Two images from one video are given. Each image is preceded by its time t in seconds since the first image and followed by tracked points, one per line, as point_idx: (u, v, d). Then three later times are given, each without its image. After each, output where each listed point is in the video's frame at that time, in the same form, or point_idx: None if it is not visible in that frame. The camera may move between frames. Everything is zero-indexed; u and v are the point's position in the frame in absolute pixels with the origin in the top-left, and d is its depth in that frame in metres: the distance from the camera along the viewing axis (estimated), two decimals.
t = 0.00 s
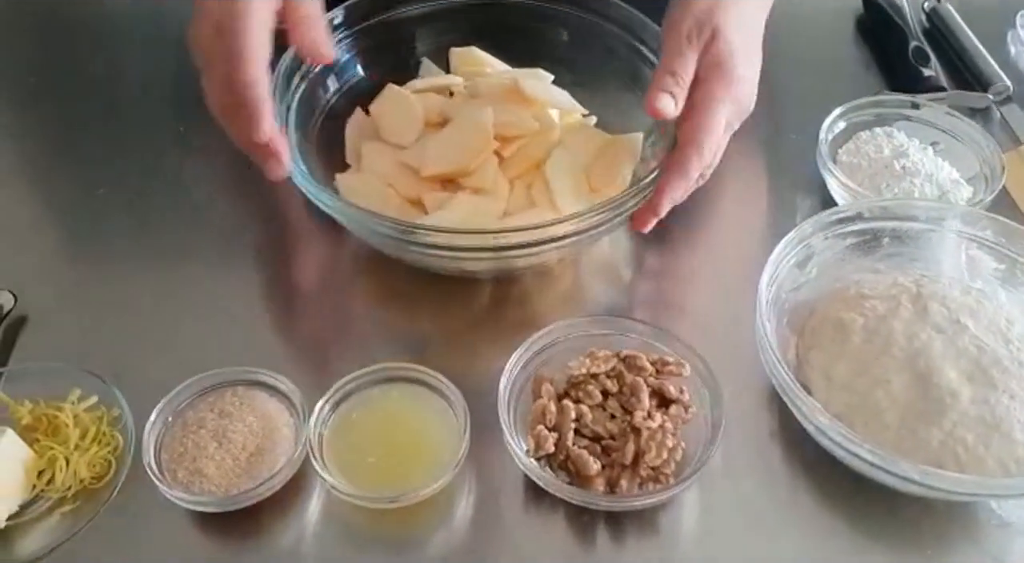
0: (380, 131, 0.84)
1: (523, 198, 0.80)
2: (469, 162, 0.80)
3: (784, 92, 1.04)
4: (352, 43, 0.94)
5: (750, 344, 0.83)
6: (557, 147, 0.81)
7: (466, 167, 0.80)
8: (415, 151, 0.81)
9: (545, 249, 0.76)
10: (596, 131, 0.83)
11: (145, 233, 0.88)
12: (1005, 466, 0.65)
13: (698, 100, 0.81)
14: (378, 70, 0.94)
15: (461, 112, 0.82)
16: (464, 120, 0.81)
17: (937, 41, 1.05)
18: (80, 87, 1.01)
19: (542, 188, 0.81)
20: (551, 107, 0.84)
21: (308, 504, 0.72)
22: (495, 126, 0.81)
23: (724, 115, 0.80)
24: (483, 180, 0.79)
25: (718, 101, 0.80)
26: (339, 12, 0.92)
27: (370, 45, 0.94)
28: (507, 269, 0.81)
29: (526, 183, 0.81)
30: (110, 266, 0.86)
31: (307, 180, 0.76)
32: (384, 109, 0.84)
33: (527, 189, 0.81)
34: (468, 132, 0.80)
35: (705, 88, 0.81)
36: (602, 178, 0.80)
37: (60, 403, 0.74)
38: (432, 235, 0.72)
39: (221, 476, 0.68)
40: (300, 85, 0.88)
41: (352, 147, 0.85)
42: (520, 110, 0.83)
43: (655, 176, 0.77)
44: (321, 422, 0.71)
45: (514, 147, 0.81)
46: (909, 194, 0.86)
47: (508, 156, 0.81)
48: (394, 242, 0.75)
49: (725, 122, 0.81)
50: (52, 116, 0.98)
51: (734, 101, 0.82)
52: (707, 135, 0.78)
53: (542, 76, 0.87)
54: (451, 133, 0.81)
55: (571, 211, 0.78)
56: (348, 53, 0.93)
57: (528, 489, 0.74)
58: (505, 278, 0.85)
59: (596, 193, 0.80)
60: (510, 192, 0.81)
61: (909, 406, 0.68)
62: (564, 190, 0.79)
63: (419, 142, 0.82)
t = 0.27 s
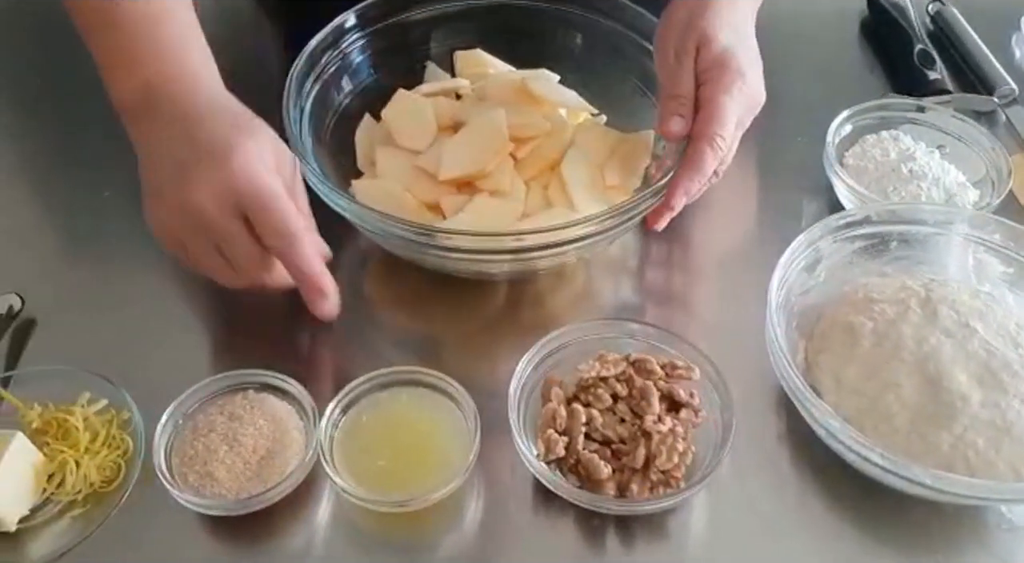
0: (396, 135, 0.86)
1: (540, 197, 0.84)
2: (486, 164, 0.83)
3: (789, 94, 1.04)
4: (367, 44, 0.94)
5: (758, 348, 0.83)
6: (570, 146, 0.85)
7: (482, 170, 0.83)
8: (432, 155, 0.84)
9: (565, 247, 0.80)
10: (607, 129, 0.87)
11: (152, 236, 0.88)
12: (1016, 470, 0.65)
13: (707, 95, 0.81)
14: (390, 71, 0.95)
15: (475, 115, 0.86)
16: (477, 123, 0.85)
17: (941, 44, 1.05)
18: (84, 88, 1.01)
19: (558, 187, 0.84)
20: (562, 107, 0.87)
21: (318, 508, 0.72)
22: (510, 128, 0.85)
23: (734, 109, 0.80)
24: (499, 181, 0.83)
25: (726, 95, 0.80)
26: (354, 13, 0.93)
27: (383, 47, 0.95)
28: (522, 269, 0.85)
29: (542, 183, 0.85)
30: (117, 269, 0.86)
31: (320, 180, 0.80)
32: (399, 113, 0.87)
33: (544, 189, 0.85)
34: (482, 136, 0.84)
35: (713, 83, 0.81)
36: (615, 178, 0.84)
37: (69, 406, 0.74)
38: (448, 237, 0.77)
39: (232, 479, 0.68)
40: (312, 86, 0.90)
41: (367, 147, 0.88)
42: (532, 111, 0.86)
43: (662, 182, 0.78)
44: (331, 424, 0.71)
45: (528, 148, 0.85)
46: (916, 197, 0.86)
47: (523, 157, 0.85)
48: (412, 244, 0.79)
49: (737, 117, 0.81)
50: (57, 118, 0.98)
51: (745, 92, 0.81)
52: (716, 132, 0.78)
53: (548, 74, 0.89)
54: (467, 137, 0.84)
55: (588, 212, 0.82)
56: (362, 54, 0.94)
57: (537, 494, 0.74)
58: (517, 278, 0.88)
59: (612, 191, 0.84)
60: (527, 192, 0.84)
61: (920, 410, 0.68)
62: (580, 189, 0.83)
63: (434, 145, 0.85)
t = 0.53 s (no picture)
0: (404, 134, 0.87)
1: (549, 197, 0.84)
2: (495, 164, 0.83)
3: (795, 94, 1.05)
4: (374, 43, 0.95)
5: (766, 348, 0.84)
6: (579, 145, 0.85)
7: (491, 169, 0.83)
8: (440, 155, 0.85)
9: (574, 248, 0.80)
10: (616, 129, 0.87)
11: (159, 236, 0.88)
12: None
13: (722, 97, 0.81)
14: (398, 70, 0.95)
15: (484, 115, 0.86)
16: (487, 123, 0.85)
17: (947, 43, 1.05)
18: (90, 89, 1.01)
19: (566, 186, 0.85)
20: (570, 106, 0.88)
21: (329, 507, 0.72)
22: (518, 127, 0.85)
23: (749, 110, 0.80)
24: (508, 181, 0.83)
25: (741, 97, 0.80)
26: (363, 12, 0.93)
27: (391, 46, 0.95)
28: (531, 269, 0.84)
29: (550, 182, 0.85)
30: (125, 268, 0.86)
31: (329, 178, 0.80)
32: (407, 112, 0.87)
33: (552, 188, 0.85)
34: (491, 136, 0.84)
35: (728, 85, 0.81)
36: (624, 179, 0.84)
37: (80, 407, 0.74)
38: (457, 237, 0.77)
39: (244, 479, 0.68)
40: (321, 84, 0.89)
41: (376, 146, 0.88)
42: (540, 110, 0.86)
43: (672, 183, 0.78)
44: (342, 423, 0.71)
45: (537, 147, 0.85)
46: (923, 197, 0.86)
47: (531, 157, 0.85)
48: (419, 243, 0.79)
49: (751, 118, 0.80)
50: (64, 118, 0.98)
51: (760, 94, 0.81)
52: (731, 132, 0.78)
53: (558, 75, 0.90)
54: (476, 136, 0.85)
55: (596, 212, 0.82)
56: (370, 53, 0.94)
57: (547, 494, 0.74)
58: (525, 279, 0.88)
59: (619, 191, 0.84)
60: (535, 191, 0.84)
61: (931, 410, 0.68)
62: (589, 189, 0.83)
63: (443, 145, 0.85)
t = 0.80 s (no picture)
0: (420, 134, 0.87)
1: (564, 197, 0.84)
2: (511, 164, 0.83)
3: (809, 94, 1.05)
4: (391, 43, 0.95)
5: (783, 349, 0.84)
6: (595, 146, 0.85)
7: (507, 169, 0.83)
8: (457, 154, 0.85)
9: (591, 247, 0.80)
10: (632, 130, 0.87)
11: (176, 237, 0.89)
12: None
13: (739, 99, 0.81)
14: (414, 70, 0.95)
15: (500, 115, 0.86)
16: (503, 124, 0.85)
17: (961, 43, 1.05)
18: (106, 90, 1.01)
19: (582, 186, 0.84)
20: (586, 106, 0.88)
21: (349, 507, 0.73)
22: (534, 127, 0.85)
23: (767, 112, 0.80)
24: (524, 181, 0.83)
25: (760, 99, 0.80)
26: (380, 12, 0.94)
27: (408, 46, 0.96)
28: (548, 269, 0.84)
29: (565, 183, 0.85)
30: (142, 269, 0.86)
31: (347, 178, 0.80)
32: (424, 113, 0.87)
33: (567, 189, 0.85)
34: (508, 136, 0.84)
35: (745, 86, 0.81)
36: (640, 180, 0.84)
37: (100, 407, 0.74)
38: (474, 236, 0.77)
39: (265, 479, 0.69)
40: (338, 84, 0.90)
41: (392, 146, 0.88)
42: (556, 111, 0.87)
43: (688, 185, 0.78)
44: (363, 423, 0.72)
45: (552, 148, 0.85)
46: (939, 198, 0.86)
47: (547, 157, 0.85)
48: (436, 243, 0.80)
49: (769, 121, 0.81)
50: (80, 118, 0.98)
51: (778, 97, 0.81)
52: (748, 135, 0.78)
53: (574, 76, 0.90)
54: (493, 136, 0.85)
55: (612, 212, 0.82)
56: (387, 53, 0.95)
57: (566, 495, 0.74)
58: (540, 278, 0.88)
59: (635, 192, 0.84)
60: (551, 192, 0.84)
61: (951, 411, 0.68)
62: (605, 190, 0.83)
63: (459, 144, 0.85)
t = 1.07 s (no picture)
0: (448, 135, 0.87)
1: (592, 197, 0.85)
2: (539, 164, 0.84)
3: (834, 93, 1.04)
4: (418, 43, 0.97)
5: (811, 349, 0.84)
6: (622, 146, 0.86)
7: (535, 169, 0.84)
8: (485, 155, 0.85)
9: (620, 248, 0.80)
10: (659, 130, 0.87)
11: (205, 237, 0.89)
12: None
13: (770, 99, 0.82)
14: (441, 69, 0.97)
15: (528, 115, 0.87)
16: (530, 123, 0.85)
17: (987, 41, 1.05)
18: (134, 91, 1.02)
19: (610, 186, 0.85)
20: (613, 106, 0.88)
21: (379, 507, 0.73)
22: (563, 127, 0.86)
23: (796, 111, 0.81)
24: (552, 181, 0.84)
25: (790, 99, 0.82)
26: (407, 13, 0.96)
27: (435, 45, 0.97)
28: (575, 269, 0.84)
29: (593, 183, 0.85)
30: (172, 269, 0.87)
31: (376, 178, 0.80)
32: (453, 114, 0.88)
33: (595, 189, 0.85)
34: (535, 136, 0.85)
35: (775, 86, 0.83)
36: (667, 180, 0.84)
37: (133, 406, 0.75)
38: (503, 237, 0.77)
39: (297, 479, 0.70)
40: (365, 85, 0.92)
41: (419, 146, 0.89)
42: (583, 111, 0.87)
43: (717, 186, 0.79)
44: (398, 425, 0.73)
45: (580, 148, 0.86)
46: (969, 198, 0.86)
47: (575, 157, 0.86)
48: (465, 243, 0.80)
49: (799, 121, 0.82)
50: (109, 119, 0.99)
51: (807, 98, 0.83)
52: (778, 134, 0.80)
53: (601, 76, 0.90)
54: (521, 136, 0.85)
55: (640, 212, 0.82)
56: (414, 54, 0.97)
57: (595, 495, 0.74)
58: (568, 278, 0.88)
59: (662, 192, 0.84)
60: (579, 191, 0.85)
61: (983, 411, 0.68)
62: (633, 190, 0.83)
63: (487, 145, 0.86)
